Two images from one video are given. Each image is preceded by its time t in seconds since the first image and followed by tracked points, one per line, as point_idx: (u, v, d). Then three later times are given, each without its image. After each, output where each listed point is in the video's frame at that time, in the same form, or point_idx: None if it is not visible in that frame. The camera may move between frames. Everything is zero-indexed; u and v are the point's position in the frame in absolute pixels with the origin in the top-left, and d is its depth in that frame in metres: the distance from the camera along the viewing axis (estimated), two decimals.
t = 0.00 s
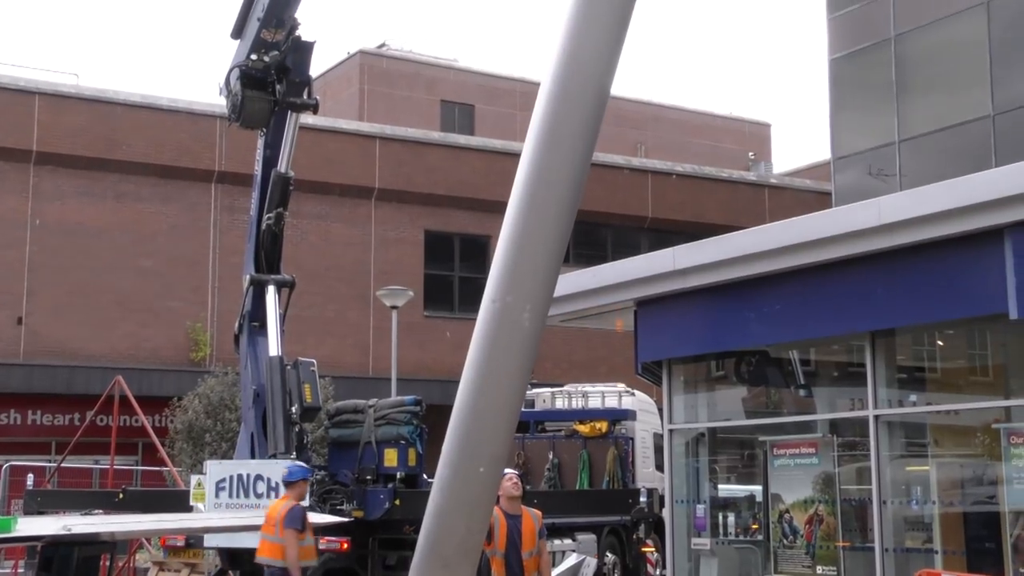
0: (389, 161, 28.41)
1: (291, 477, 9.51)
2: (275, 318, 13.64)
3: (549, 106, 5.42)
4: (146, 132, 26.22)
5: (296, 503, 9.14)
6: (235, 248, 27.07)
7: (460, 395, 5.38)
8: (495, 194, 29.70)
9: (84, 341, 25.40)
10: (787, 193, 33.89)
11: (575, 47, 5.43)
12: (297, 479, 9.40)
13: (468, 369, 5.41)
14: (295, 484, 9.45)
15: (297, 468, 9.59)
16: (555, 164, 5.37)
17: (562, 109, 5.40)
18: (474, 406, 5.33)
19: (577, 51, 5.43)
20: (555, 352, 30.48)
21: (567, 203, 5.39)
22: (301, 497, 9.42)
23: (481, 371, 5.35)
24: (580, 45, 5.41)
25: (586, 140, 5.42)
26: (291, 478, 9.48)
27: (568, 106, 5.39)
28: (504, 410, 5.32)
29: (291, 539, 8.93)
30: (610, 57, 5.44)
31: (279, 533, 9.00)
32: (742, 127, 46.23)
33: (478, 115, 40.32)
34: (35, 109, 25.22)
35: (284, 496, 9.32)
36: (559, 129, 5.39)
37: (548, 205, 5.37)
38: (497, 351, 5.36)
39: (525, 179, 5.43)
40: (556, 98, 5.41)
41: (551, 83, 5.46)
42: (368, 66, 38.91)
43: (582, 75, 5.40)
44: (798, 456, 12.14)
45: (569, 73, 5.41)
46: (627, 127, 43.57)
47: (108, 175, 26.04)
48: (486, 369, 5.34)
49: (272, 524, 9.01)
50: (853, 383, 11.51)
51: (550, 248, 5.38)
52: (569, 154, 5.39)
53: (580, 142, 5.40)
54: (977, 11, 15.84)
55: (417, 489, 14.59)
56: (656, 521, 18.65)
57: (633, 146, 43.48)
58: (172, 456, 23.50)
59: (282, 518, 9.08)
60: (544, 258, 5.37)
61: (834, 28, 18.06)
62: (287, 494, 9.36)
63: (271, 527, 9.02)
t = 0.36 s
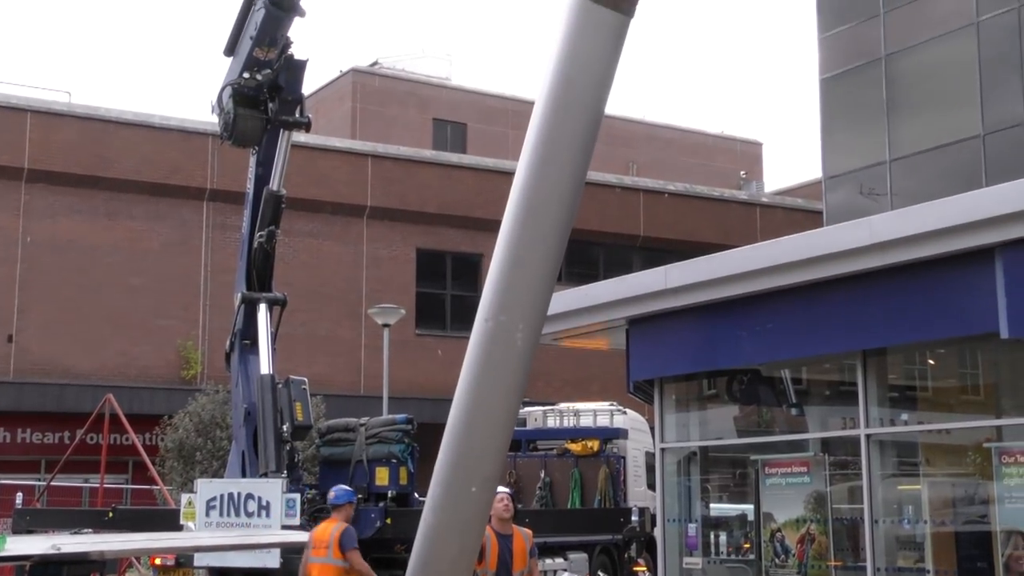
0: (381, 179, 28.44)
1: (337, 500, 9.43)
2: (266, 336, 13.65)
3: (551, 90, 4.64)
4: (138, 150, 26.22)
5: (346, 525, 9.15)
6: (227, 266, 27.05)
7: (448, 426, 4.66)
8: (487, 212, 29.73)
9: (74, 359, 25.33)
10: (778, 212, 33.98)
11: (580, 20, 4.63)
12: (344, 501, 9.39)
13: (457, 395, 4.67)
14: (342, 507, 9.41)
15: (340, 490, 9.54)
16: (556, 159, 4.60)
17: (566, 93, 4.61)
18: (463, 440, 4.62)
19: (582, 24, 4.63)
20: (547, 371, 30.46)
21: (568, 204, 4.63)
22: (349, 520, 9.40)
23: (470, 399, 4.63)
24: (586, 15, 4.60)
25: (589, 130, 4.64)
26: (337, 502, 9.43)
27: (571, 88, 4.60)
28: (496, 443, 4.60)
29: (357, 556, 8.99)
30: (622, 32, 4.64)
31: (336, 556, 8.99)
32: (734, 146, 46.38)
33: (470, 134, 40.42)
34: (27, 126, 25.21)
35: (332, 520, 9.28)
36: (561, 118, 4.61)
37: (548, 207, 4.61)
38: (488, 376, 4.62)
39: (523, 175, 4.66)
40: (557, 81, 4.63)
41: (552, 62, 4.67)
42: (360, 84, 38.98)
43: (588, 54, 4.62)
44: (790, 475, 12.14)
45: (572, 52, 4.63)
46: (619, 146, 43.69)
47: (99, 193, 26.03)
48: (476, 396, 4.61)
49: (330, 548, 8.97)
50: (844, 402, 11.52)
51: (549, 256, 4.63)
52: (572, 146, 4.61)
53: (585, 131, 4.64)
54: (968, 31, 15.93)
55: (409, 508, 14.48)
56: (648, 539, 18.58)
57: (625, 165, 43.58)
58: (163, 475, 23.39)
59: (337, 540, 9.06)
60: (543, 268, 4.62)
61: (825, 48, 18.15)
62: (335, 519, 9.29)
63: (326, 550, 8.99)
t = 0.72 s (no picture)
0: (373, 199, 28.46)
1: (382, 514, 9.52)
2: (257, 357, 13.19)
3: (543, 103, 4.57)
4: (130, 169, 26.22)
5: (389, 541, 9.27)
6: (218, 286, 27.01)
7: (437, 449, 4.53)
8: (479, 233, 29.75)
9: (65, 379, 25.24)
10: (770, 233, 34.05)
11: (571, 38, 4.60)
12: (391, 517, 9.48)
13: (447, 417, 4.55)
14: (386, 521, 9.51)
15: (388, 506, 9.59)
16: (547, 176, 4.53)
17: (557, 106, 4.55)
18: (453, 461, 4.49)
19: (574, 41, 4.60)
20: (539, 391, 30.43)
21: (560, 222, 4.55)
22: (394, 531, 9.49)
23: (461, 420, 4.51)
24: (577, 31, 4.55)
25: (581, 145, 4.58)
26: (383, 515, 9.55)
27: (562, 105, 4.53)
28: (485, 465, 4.48)
29: None
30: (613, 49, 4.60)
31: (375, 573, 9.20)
32: (726, 166, 46.52)
33: (463, 154, 40.48)
34: (19, 146, 25.18)
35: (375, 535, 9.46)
36: (552, 134, 4.55)
37: (539, 222, 4.53)
38: (477, 397, 4.50)
39: (515, 191, 4.59)
40: (548, 97, 4.56)
41: (543, 79, 4.61)
42: (353, 105, 39.05)
43: (580, 70, 4.57)
44: (782, 496, 12.13)
45: (565, 69, 4.57)
46: (611, 166, 43.76)
47: (91, 212, 26.00)
48: (465, 417, 4.50)
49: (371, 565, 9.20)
50: (836, 423, 11.52)
51: (541, 274, 4.55)
52: (562, 162, 4.53)
53: (576, 147, 4.56)
54: (959, 54, 16.02)
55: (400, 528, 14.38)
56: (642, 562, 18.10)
57: (617, 186, 43.65)
58: (153, 495, 23.28)
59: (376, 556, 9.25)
60: (533, 287, 4.53)
61: (816, 69, 18.24)
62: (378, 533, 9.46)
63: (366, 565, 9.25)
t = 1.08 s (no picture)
0: (367, 216, 28.47)
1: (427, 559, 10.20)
2: (250, 375, 13.02)
3: (532, 119, 4.59)
4: (124, 186, 26.22)
5: None
6: (211, 303, 26.98)
7: (428, 465, 4.53)
8: (472, 250, 29.76)
9: (57, 395, 25.16)
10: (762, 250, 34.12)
11: (559, 54, 4.62)
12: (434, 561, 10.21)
13: (439, 433, 4.55)
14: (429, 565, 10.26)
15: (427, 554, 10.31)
16: (537, 191, 4.54)
17: (547, 122, 4.56)
18: (443, 476, 4.49)
19: (562, 57, 4.62)
20: (533, 408, 30.40)
21: (551, 235, 4.56)
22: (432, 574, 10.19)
23: (452, 435, 4.50)
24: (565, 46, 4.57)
25: (571, 159, 4.58)
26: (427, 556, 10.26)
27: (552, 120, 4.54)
28: (477, 481, 4.47)
29: None
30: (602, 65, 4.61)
31: None
32: (719, 184, 46.62)
33: (456, 171, 40.53)
34: (12, 162, 25.18)
35: None
36: (542, 148, 4.56)
37: (530, 235, 4.53)
38: (468, 410, 4.51)
39: (505, 205, 4.59)
40: (538, 112, 4.58)
41: (533, 95, 4.63)
42: (347, 122, 39.11)
43: (570, 84, 4.58)
44: (775, 513, 12.13)
45: (554, 85, 4.58)
46: (605, 184, 43.82)
47: (84, 229, 25.99)
48: (456, 432, 4.49)
49: None
50: (830, 440, 11.53)
51: (531, 288, 4.55)
52: (553, 174, 4.54)
53: (566, 161, 4.57)
54: (950, 72, 16.10)
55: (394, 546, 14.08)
56: None
57: (610, 203, 43.69)
58: (145, 513, 23.19)
59: None
60: (524, 301, 4.53)
61: (809, 87, 18.32)
62: None
63: None
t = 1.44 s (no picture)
0: (362, 230, 28.48)
1: None
2: (245, 388, 12.63)
3: (526, 133, 4.61)
4: (119, 199, 26.22)
5: None
6: (206, 316, 26.95)
7: (422, 478, 4.53)
8: (467, 264, 29.78)
9: (51, 409, 25.11)
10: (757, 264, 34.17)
11: (554, 69, 4.64)
12: None
13: (433, 447, 4.56)
14: None
15: None
16: (531, 204, 4.56)
17: (541, 135, 4.58)
18: (438, 490, 4.48)
19: (557, 71, 4.65)
20: (527, 422, 30.37)
21: (546, 250, 4.57)
22: None
23: (446, 448, 4.50)
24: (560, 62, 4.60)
25: (565, 173, 4.60)
26: None
27: (548, 134, 4.56)
28: (472, 494, 4.46)
29: None
30: (597, 79, 4.63)
31: None
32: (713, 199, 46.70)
33: (451, 185, 40.55)
34: (7, 175, 25.17)
35: None
36: (536, 163, 4.57)
37: (525, 249, 4.54)
38: (463, 423, 4.51)
39: (499, 219, 4.61)
40: (532, 125, 4.59)
41: (528, 109, 4.65)
42: (341, 136, 39.13)
43: (563, 99, 4.60)
44: (771, 527, 12.12)
45: (548, 99, 4.60)
46: (599, 198, 43.86)
47: (79, 242, 25.97)
48: (450, 447, 4.49)
49: None
50: (825, 454, 11.53)
51: (526, 300, 4.56)
52: (548, 189, 4.56)
53: (560, 175, 4.59)
54: (944, 87, 16.17)
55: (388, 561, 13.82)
56: None
57: (605, 217, 43.71)
58: (139, 527, 23.12)
59: None
60: (520, 314, 4.53)
61: (803, 102, 18.37)
62: None
63: None
